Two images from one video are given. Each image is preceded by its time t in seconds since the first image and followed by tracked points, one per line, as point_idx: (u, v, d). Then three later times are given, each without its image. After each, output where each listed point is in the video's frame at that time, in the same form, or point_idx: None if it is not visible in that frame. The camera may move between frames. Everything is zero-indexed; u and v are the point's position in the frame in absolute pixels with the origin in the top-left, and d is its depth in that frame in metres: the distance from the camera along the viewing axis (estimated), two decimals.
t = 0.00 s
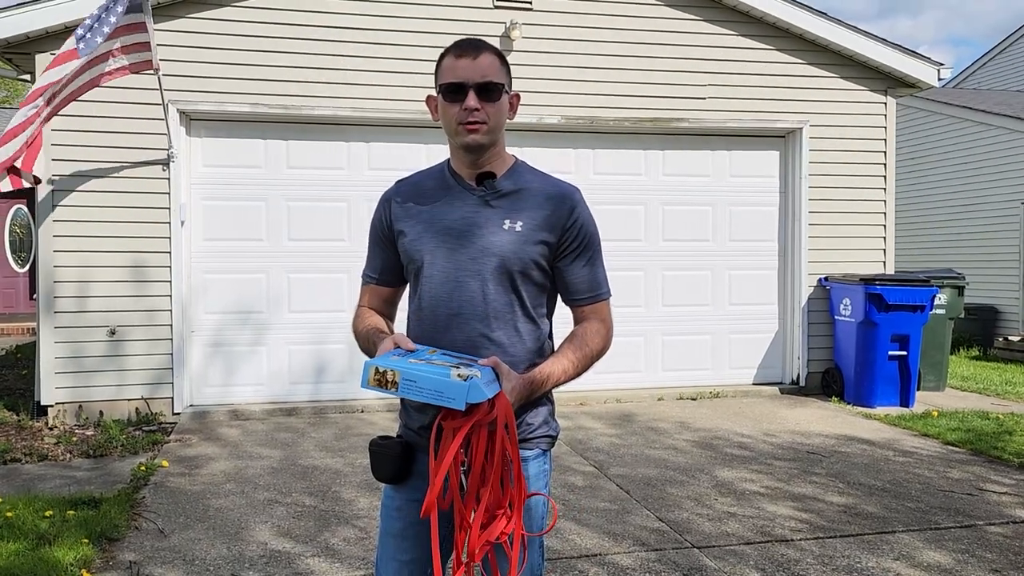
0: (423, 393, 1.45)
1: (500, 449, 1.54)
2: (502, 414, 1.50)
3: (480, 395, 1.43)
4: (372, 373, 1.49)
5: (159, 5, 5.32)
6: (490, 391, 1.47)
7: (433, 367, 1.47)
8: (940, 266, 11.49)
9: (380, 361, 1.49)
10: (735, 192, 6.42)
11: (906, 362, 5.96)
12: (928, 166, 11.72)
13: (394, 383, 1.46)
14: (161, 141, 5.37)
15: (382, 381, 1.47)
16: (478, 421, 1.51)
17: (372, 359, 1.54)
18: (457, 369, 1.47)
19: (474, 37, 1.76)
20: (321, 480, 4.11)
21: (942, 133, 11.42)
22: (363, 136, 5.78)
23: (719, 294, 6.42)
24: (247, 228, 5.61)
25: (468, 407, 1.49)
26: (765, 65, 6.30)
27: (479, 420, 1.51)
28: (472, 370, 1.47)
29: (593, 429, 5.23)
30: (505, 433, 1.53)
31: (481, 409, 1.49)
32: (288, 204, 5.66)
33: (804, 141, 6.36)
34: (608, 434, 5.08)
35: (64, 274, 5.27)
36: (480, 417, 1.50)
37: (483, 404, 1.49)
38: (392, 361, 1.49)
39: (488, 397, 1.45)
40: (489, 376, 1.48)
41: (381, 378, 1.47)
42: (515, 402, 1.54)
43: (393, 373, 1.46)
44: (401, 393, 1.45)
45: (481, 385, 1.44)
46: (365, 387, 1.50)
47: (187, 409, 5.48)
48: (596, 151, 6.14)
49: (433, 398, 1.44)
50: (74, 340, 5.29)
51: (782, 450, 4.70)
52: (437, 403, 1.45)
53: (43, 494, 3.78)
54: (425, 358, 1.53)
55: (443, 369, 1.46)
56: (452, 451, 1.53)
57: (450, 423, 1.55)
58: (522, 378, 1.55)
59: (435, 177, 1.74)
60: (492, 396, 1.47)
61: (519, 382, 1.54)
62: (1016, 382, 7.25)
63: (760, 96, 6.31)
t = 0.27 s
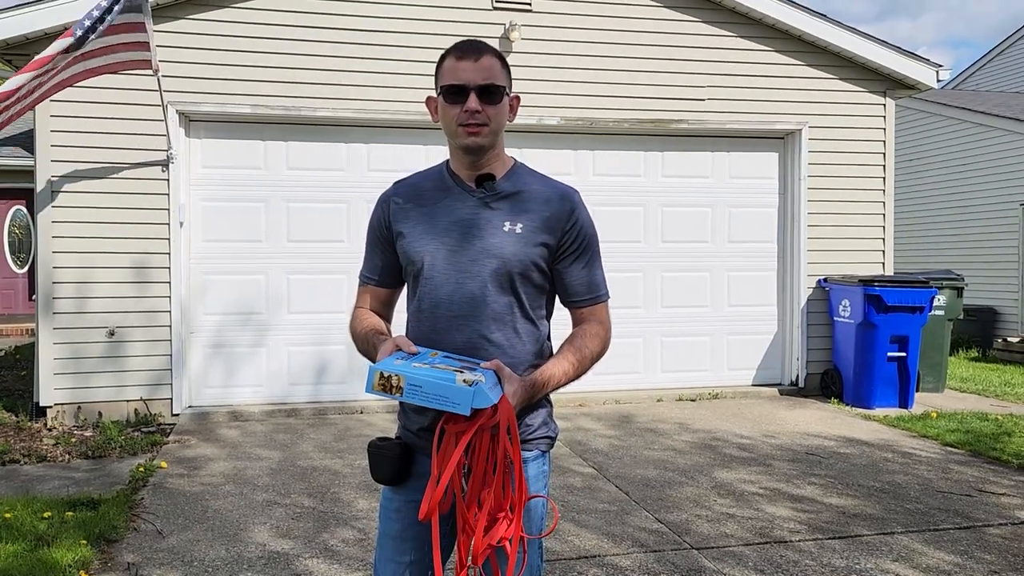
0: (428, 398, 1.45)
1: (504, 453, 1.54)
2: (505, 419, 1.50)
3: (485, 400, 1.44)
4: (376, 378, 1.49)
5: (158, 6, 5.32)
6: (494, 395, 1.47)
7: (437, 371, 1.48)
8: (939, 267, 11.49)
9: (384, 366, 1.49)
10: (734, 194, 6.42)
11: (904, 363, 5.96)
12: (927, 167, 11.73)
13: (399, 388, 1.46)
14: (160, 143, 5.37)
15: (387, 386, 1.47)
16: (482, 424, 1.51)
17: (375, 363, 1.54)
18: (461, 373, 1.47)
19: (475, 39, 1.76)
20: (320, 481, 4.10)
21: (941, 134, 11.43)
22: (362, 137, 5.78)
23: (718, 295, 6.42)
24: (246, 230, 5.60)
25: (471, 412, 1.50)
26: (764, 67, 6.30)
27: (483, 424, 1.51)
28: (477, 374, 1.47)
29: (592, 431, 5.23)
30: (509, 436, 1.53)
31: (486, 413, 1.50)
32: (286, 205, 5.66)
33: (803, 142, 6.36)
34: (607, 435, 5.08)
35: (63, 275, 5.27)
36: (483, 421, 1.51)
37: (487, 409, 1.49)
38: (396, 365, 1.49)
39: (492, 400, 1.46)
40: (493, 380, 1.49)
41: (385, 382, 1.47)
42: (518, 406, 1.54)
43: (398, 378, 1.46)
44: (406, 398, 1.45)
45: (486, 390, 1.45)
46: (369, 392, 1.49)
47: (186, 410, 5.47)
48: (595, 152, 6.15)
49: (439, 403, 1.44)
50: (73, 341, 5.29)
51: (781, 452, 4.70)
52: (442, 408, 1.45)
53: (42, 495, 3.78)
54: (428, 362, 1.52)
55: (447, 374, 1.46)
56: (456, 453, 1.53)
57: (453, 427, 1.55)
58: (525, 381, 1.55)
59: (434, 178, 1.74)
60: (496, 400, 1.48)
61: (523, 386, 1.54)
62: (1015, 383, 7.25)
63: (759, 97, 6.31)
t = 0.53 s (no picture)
0: (424, 401, 1.45)
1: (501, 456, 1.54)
2: (504, 421, 1.50)
3: (481, 403, 1.44)
4: (373, 381, 1.48)
5: (158, 7, 5.33)
6: (492, 397, 1.47)
7: (434, 374, 1.47)
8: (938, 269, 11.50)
9: (381, 369, 1.49)
10: (733, 196, 6.42)
11: (903, 365, 5.96)
12: (926, 169, 11.74)
13: (397, 391, 1.46)
14: (159, 144, 5.37)
15: (383, 389, 1.47)
16: (480, 428, 1.51)
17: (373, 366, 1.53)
18: (458, 375, 1.47)
19: (475, 41, 1.76)
20: (319, 483, 4.10)
21: (940, 136, 11.44)
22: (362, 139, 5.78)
23: (717, 297, 6.42)
24: (245, 231, 5.60)
25: (468, 415, 1.49)
26: (763, 68, 6.31)
27: (480, 427, 1.51)
28: (474, 377, 1.47)
29: (592, 432, 5.23)
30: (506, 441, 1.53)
31: (484, 416, 1.49)
32: (286, 206, 5.66)
33: (802, 144, 6.37)
34: (606, 437, 5.07)
35: (62, 277, 5.26)
36: (480, 424, 1.50)
37: (484, 412, 1.49)
38: (394, 368, 1.49)
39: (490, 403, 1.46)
40: (491, 382, 1.49)
41: (382, 386, 1.47)
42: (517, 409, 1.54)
43: (394, 381, 1.46)
44: (402, 401, 1.45)
45: (483, 393, 1.44)
46: (365, 395, 1.49)
47: (185, 412, 5.46)
48: (594, 154, 6.15)
49: (435, 406, 1.44)
50: (72, 342, 5.29)
51: (780, 453, 4.70)
52: (438, 411, 1.45)
53: (40, 496, 3.78)
54: (426, 365, 1.52)
55: (444, 376, 1.46)
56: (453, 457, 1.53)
57: (451, 429, 1.56)
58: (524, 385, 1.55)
59: (434, 180, 1.74)
60: (494, 402, 1.47)
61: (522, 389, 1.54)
62: (1015, 385, 7.25)
63: (758, 99, 6.32)
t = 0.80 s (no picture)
0: (418, 400, 1.45)
1: (496, 458, 1.53)
2: (499, 420, 1.49)
3: (476, 402, 1.43)
4: (368, 379, 1.50)
5: (157, 9, 5.33)
6: (487, 397, 1.47)
7: (429, 373, 1.48)
8: (937, 271, 11.50)
9: (376, 367, 1.50)
10: (733, 197, 6.43)
11: (902, 367, 5.96)
12: (925, 171, 11.75)
13: (390, 389, 1.47)
14: (159, 146, 5.37)
15: (378, 388, 1.49)
16: (475, 428, 1.51)
17: (369, 365, 1.55)
18: (452, 375, 1.47)
19: (475, 43, 1.76)
20: (318, 484, 4.10)
21: (940, 138, 11.45)
22: (361, 141, 5.78)
23: (716, 298, 6.42)
24: (244, 233, 5.60)
25: (463, 415, 1.49)
26: (762, 70, 6.31)
27: (475, 427, 1.51)
28: (469, 377, 1.47)
29: (592, 434, 5.23)
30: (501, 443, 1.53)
31: (479, 415, 1.49)
32: (285, 208, 5.66)
33: (801, 146, 6.37)
34: (606, 439, 5.07)
35: (61, 278, 5.26)
36: (476, 425, 1.50)
37: (479, 412, 1.49)
38: (389, 367, 1.50)
39: (485, 402, 1.46)
40: (486, 382, 1.49)
41: (376, 384, 1.48)
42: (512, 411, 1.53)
43: (388, 380, 1.47)
44: (396, 400, 1.46)
45: (477, 393, 1.44)
46: (361, 394, 1.51)
47: (184, 413, 5.46)
48: (593, 156, 6.15)
49: (428, 404, 1.44)
50: (71, 344, 5.29)
51: (779, 455, 4.70)
52: (433, 410, 1.45)
53: (39, 498, 3.78)
54: (422, 364, 1.53)
55: (438, 375, 1.46)
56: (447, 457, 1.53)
57: (447, 429, 1.56)
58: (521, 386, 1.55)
59: (433, 181, 1.75)
60: (488, 402, 1.47)
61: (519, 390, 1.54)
62: (1014, 387, 7.25)
63: (757, 101, 6.32)
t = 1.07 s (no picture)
0: (423, 399, 1.45)
1: (496, 459, 1.54)
2: (500, 424, 1.50)
3: (482, 404, 1.44)
4: (374, 376, 1.49)
5: (157, 11, 5.34)
6: (491, 399, 1.48)
7: (435, 372, 1.48)
8: (936, 273, 11.50)
9: (381, 364, 1.49)
10: (731, 199, 6.43)
11: (901, 369, 5.96)
12: (924, 173, 11.75)
13: (397, 387, 1.46)
14: (158, 147, 5.37)
15: (384, 384, 1.48)
16: (476, 429, 1.52)
17: (373, 361, 1.54)
18: (458, 376, 1.47)
19: (473, 44, 1.76)
20: (317, 486, 4.10)
21: (938, 140, 11.45)
22: (360, 143, 5.78)
23: (715, 300, 6.42)
24: (243, 234, 5.60)
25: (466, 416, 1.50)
26: (761, 72, 6.32)
27: (476, 429, 1.52)
28: (475, 378, 1.47)
29: (591, 436, 5.23)
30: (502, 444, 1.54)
31: (481, 417, 1.50)
32: (284, 209, 5.66)
33: (800, 148, 6.37)
34: (605, 441, 5.07)
35: (59, 279, 5.26)
36: (477, 425, 1.51)
37: (482, 413, 1.49)
38: (394, 364, 1.49)
39: (489, 404, 1.46)
40: (491, 384, 1.49)
41: (382, 381, 1.48)
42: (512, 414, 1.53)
43: (395, 377, 1.46)
44: (402, 398, 1.46)
45: (484, 394, 1.45)
46: (366, 389, 1.50)
47: (183, 415, 5.46)
48: (592, 158, 6.15)
49: (433, 404, 1.44)
50: (70, 345, 5.28)
51: (779, 457, 4.70)
52: (438, 410, 1.44)
53: (38, 500, 3.77)
54: (425, 362, 1.53)
55: (445, 375, 1.46)
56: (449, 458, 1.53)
57: (448, 429, 1.56)
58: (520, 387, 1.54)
59: (431, 183, 1.75)
60: (493, 404, 1.48)
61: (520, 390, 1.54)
62: (1013, 389, 7.24)
63: (756, 103, 6.33)
